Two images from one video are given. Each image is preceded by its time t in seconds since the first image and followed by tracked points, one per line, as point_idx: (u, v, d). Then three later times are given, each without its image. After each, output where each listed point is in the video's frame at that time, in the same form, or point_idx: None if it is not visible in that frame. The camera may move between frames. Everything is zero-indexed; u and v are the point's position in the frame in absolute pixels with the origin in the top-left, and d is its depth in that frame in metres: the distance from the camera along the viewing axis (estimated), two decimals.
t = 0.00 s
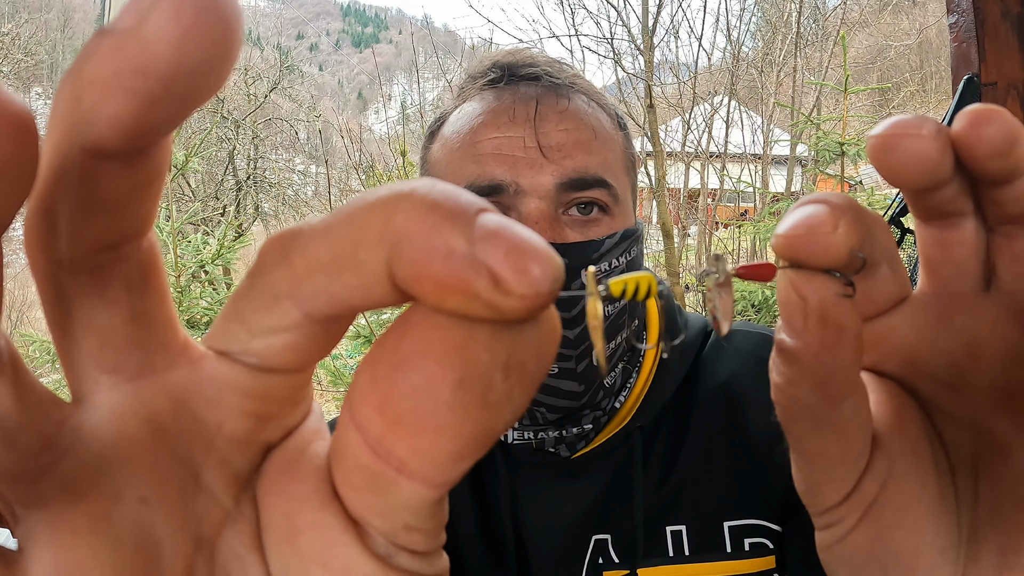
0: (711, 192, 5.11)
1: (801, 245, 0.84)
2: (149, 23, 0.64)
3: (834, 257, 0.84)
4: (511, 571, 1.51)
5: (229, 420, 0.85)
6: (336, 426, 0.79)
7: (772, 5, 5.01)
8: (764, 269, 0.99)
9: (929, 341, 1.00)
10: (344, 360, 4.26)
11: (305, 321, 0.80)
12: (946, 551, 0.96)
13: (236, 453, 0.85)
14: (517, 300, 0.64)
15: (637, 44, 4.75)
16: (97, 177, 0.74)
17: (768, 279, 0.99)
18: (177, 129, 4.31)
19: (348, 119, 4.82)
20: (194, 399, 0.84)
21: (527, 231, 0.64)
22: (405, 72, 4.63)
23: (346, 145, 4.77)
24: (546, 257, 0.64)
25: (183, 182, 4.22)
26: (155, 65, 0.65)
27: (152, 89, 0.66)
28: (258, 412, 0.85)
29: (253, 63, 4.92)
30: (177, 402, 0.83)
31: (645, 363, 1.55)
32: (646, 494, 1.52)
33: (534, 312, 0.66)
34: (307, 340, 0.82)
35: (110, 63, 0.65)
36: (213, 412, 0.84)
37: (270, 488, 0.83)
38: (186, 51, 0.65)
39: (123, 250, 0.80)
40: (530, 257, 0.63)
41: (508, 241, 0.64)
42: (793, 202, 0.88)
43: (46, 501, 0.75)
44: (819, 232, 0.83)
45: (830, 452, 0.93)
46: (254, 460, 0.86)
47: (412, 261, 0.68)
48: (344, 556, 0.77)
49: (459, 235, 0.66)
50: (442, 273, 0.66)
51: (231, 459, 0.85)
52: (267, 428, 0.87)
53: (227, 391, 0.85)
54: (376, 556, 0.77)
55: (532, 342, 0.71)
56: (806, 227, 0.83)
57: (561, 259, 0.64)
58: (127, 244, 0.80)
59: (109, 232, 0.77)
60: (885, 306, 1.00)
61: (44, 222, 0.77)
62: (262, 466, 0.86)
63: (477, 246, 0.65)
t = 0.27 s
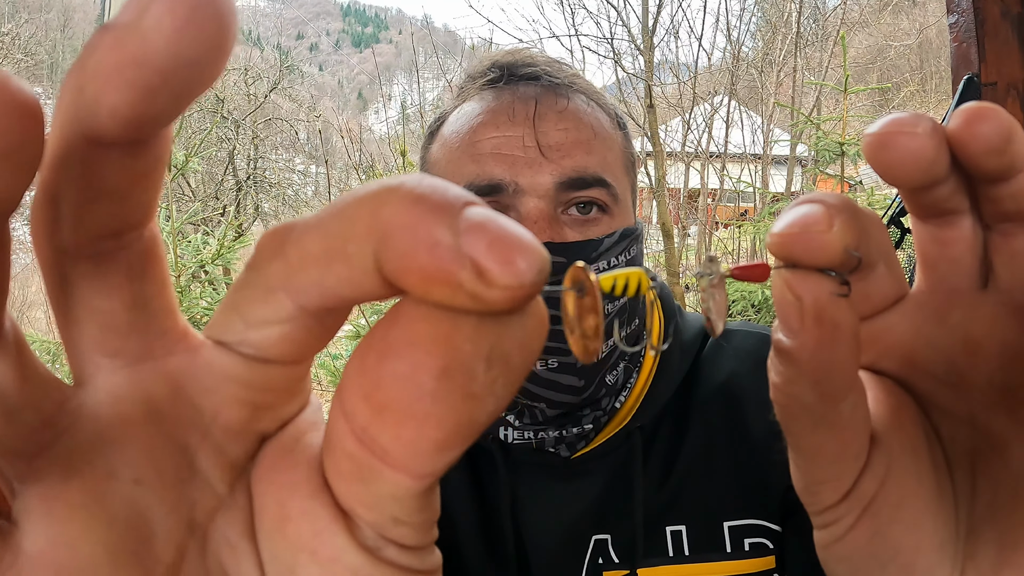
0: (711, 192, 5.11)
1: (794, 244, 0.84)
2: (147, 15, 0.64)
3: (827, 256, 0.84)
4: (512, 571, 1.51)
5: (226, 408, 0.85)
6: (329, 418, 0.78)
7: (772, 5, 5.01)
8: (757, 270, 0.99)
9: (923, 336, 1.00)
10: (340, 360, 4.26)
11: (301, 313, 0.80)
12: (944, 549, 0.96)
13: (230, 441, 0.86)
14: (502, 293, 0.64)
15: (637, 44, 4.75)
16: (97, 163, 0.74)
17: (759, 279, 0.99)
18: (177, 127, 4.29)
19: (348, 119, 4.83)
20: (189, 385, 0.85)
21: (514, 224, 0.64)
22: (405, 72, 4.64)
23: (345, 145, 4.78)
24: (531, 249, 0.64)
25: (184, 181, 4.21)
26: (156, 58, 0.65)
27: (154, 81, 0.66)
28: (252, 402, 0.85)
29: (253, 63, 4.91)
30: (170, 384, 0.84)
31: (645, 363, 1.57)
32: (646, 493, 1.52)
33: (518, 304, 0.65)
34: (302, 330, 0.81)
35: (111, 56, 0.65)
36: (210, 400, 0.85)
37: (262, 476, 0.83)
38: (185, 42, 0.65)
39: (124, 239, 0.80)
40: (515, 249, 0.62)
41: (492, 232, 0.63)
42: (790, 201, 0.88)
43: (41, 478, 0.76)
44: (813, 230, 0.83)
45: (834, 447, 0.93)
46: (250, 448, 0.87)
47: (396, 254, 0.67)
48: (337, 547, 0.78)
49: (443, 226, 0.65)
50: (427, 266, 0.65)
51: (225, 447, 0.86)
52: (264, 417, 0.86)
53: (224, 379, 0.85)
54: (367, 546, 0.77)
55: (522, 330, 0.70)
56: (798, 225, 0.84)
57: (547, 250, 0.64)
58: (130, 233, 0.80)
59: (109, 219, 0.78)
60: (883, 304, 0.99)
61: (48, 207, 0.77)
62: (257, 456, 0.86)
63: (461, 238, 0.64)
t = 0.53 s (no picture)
0: (711, 192, 5.12)
1: (790, 244, 0.83)
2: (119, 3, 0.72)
3: (822, 256, 0.84)
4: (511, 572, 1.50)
5: (201, 387, 0.91)
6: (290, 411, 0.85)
7: (772, 6, 5.01)
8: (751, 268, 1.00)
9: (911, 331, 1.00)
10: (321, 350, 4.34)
11: (262, 292, 0.85)
12: (941, 550, 0.95)
13: (204, 419, 0.91)
14: (439, 277, 0.66)
15: (636, 44, 4.75)
16: (81, 141, 0.81)
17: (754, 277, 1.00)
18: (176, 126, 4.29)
19: (348, 119, 4.79)
20: (164, 360, 0.90)
21: (463, 211, 0.67)
22: (405, 72, 4.60)
23: (345, 144, 4.81)
24: (476, 238, 0.66)
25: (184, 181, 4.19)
26: (129, 40, 0.73)
27: (124, 62, 0.74)
28: (228, 382, 0.91)
29: (253, 63, 4.94)
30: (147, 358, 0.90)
31: (645, 362, 1.60)
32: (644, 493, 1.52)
33: (459, 291, 0.68)
34: (271, 311, 0.87)
35: (90, 40, 0.74)
36: (184, 375, 0.90)
37: (235, 457, 0.89)
38: (153, 24, 0.73)
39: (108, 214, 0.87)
40: (456, 235, 0.65)
41: (436, 217, 0.66)
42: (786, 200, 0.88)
43: (15, 439, 0.81)
44: (809, 230, 0.83)
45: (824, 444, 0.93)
46: (224, 428, 0.93)
47: (346, 235, 0.71)
48: (304, 531, 0.84)
49: (392, 210, 0.68)
50: (369, 246, 0.69)
51: (198, 424, 0.91)
52: (238, 398, 0.92)
53: (196, 358, 0.90)
54: (333, 533, 0.84)
55: (476, 315, 0.74)
56: (794, 224, 0.83)
57: (493, 240, 0.67)
58: (112, 210, 0.87)
59: (91, 195, 0.84)
60: (879, 302, 1.00)
61: (38, 183, 0.84)
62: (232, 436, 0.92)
63: (404, 221, 0.67)
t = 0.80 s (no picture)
0: (711, 192, 5.12)
1: (793, 265, 0.84)
2: None
3: (827, 277, 0.84)
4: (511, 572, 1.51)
5: (201, 363, 0.96)
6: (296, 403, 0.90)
7: (772, 5, 5.02)
8: (755, 276, 0.99)
9: (905, 328, 1.01)
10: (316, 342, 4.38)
11: (257, 269, 0.90)
12: (935, 554, 0.95)
13: (206, 396, 0.96)
14: (423, 271, 0.70)
15: (637, 44, 4.75)
16: (98, 113, 0.85)
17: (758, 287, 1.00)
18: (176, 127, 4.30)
19: (348, 119, 4.83)
20: (167, 335, 0.94)
21: (453, 209, 0.71)
22: (405, 72, 4.61)
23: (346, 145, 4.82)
24: (462, 236, 0.70)
25: (184, 182, 4.20)
26: (154, 19, 0.79)
27: (149, 35, 0.79)
28: (228, 358, 0.96)
29: (253, 63, 4.94)
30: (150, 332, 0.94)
31: (645, 360, 1.61)
32: (643, 493, 1.52)
33: (441, 284, 0.73)
34: (263, 290, 0.92)
35: (117, 16, 0.80)
36: (186, 350, 0.95)
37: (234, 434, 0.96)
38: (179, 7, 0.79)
39: (123, 187, 0.91)
40: (442, 231, 0.69)
41: (424, 214, 0.70)
42: (783, 212, 0.86)
43: (24, 407, 0.83)
44: (813, 253, 0.83)
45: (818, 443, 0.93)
46: (226, 405, 0.97)
47: (336, 223, 0.75)
48: (305, 508, 0.90)
49: (382, 202, 0.72)
50: (358, 235, 0.72)
51: (200, 400, 0.96)
52: (236, 376, 0.98)
53: (198, 335, 0.95)
54: (338, 512, 0.89)
55: (455, 306, 0.80)
56: (796, 245, 0.83)
57: (478, 239, 0.71)
58: (127, 182, 0.91)
59: (109, 167, 0.89)
60: (876, 304, 1.01)
61: (57, 156, 0.88)
62: (234, 412, 0.98)
63: (394, 214, 0.71)
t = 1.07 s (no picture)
0: (711, 192, 5.13)
1: (792, 281, 0.82)
2: None
3: (825, 291, 0.83)
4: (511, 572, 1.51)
5: (201, 355, 0.96)
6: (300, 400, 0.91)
7: (772, 6, 5.02)
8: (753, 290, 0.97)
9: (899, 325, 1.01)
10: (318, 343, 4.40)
11: (255, 265, 0.90)
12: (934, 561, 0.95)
13: (205, 386, 0.96)
14: (419, 274, 0.70)
15: (637, 44, 4.75)
16: (104, 103, 0.86)
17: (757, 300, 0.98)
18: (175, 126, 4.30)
19: (348, 119, 4.84)
20: (167, 326, 0.94)
21: (448, 210, 0.69)
22: (405, 72, 4.63)
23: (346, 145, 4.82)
24: (458, 237, 0.69)
25: (184, 181, 4.19)
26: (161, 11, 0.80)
27: (157, 31, 0.80)
28: (226, 350, 0.97)
29: (253, 63, 4.93)
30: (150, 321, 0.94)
31: (645, 359, 1.61)
32: (643, 493, 1.52)
33: (437, 286, 0.72)
34: (261, 284, 0.93)
35: (126, 10, 0.80)
36: (186, 342, 0.95)
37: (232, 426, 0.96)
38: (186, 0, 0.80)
39: (127, 178, 0.92)
40: (438, 236, 0.68)
41: (419, 216, 0.68)
42: (778, 225, 0.84)
43: (25, 395, 0.84)
44: (813, 270, 0.80)
45: (817, 435, 0.93)
46: (225, 395, 0.97)
47: (334, 225, 0.74)
48: (303, 498, 0.90)
49: (378, 205, 0.71)
50: (354, 238, 0.72)
51: (199, 392, 0.96)
52: (235, 367, 0.98)
53: (199, 326, 0.95)
54: (335, 504, 0.89)
55: (453, 307, 0.78)
56: (797, 262, 0.80)
57: (473, 240, 0.69)
58: (132, 173, 0.92)
59: (115, 159, 0.89)
60: (873, 309, 1.01)
61: (62, 146, 0.89)
62: (234, 404, 0.97)
63: (389, 218, 0.70)
